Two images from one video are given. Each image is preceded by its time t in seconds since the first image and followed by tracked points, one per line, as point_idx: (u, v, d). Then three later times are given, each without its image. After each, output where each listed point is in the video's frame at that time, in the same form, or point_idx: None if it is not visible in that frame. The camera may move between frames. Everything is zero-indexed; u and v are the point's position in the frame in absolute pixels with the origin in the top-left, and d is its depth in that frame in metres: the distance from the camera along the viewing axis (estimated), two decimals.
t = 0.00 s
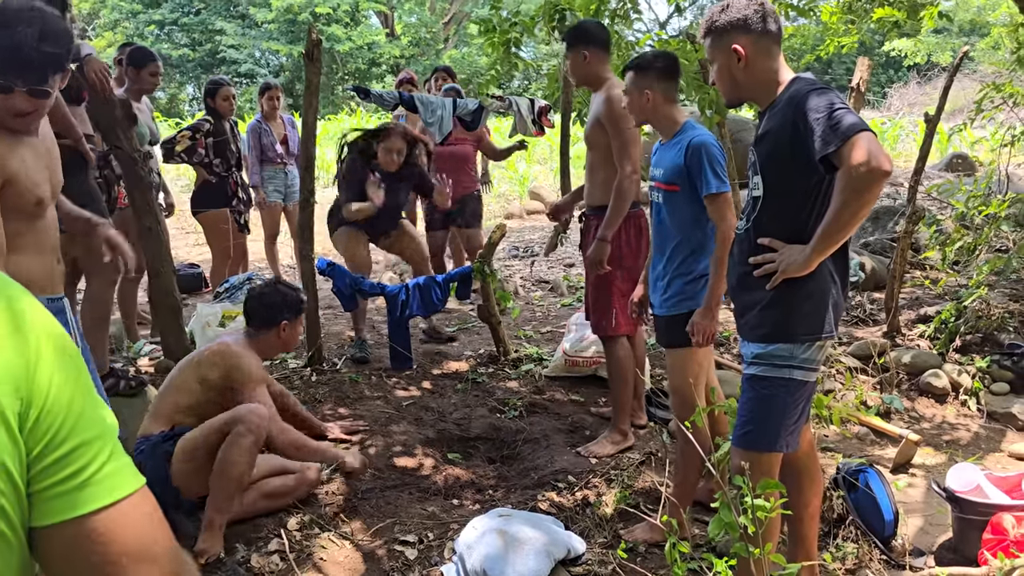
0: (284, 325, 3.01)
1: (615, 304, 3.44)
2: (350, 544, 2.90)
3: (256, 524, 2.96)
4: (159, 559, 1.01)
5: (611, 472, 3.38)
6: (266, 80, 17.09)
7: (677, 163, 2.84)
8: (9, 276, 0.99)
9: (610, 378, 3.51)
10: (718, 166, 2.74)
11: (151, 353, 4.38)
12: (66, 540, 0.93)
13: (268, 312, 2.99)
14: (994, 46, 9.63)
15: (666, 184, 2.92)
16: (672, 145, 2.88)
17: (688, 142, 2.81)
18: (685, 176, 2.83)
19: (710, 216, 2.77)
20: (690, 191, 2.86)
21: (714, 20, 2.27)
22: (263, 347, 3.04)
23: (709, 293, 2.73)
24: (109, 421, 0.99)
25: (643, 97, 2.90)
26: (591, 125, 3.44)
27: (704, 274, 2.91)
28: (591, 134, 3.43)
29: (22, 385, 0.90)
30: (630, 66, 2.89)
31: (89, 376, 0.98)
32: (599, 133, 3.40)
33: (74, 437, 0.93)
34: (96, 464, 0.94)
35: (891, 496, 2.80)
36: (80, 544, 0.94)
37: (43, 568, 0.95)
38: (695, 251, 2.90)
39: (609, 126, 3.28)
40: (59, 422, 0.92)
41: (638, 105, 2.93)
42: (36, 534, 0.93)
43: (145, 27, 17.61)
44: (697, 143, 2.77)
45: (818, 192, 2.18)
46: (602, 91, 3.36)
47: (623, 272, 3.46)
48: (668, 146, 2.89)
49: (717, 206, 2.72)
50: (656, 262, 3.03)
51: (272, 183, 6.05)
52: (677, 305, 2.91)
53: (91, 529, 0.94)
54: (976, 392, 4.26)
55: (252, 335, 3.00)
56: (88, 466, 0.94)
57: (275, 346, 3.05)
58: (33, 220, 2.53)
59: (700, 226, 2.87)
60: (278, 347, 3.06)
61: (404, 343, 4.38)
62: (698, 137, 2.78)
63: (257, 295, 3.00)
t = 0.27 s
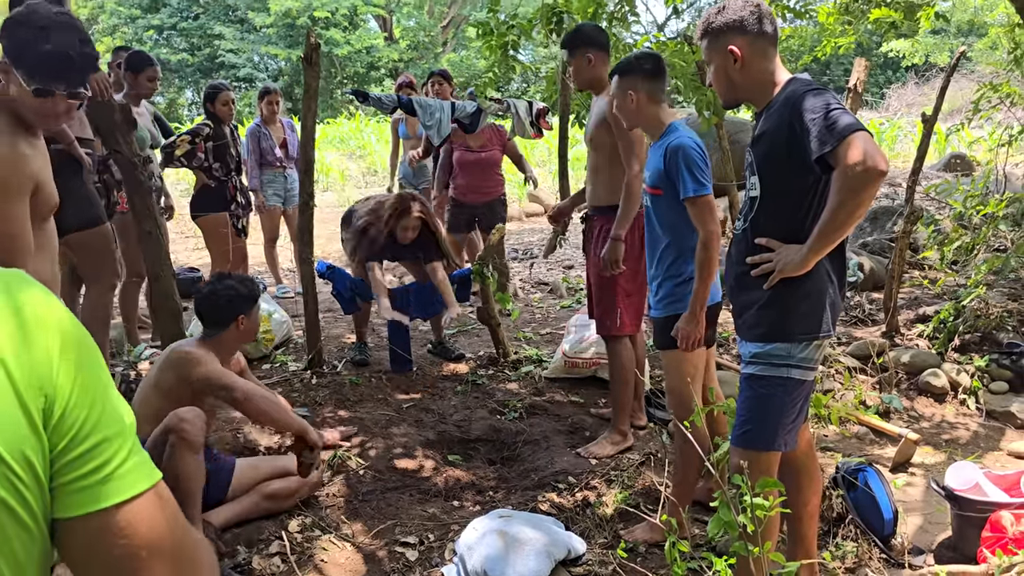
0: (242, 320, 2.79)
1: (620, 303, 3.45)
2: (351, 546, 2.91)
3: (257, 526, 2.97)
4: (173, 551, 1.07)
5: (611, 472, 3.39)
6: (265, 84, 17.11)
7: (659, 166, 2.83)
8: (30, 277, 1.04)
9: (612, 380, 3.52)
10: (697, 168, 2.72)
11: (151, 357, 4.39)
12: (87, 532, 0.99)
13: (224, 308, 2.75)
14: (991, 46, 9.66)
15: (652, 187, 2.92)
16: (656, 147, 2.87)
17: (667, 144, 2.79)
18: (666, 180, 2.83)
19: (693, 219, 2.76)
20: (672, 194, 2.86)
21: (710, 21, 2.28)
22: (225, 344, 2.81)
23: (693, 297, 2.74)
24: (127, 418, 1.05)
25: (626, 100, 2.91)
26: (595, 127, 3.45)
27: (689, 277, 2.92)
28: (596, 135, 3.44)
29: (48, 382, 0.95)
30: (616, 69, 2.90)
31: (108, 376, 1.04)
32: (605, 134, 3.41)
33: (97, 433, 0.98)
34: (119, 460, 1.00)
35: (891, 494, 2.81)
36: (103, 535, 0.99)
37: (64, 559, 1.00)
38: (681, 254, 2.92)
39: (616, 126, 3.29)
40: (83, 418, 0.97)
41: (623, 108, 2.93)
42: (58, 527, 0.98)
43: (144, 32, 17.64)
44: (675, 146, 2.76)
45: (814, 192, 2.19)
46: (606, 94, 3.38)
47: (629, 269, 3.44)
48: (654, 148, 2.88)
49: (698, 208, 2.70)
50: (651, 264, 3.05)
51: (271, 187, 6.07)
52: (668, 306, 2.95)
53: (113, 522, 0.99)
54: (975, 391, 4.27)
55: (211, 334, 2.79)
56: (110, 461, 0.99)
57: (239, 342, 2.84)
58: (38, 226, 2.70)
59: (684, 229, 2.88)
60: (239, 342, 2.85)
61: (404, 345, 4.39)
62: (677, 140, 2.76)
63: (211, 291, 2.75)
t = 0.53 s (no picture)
0: (220, 324, 2.74)
1: (621, 302, 3.45)
2: (353, 549, 2.91)
3: (258, 529, 2.97)
4: (182, 559, 1.08)
5: (612, 475, 3.39)
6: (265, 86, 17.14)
7: (660, 166, 2.83)
8: (44, 283, 1.05)
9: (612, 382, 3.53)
10: (696, 168, 2.70)
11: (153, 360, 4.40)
12: (97, 537, 0.99)
13: (203, 314, 2.71)
14: (991, 46, 9.66)
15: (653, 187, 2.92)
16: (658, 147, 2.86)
17: (667, 145, 2.78)
18: (667, 181, 2.82)
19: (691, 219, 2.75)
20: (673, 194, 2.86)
21: (710, 23, 2.29)
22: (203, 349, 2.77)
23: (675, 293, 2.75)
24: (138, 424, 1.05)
25: (632, 100, 2.90)
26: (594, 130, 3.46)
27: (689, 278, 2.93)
28: (596, 138, 3.45)
29: (60, 386, 0.96)
30: (620, 71, 2.90)
31: (120, 381, 1.05)
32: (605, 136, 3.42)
33: (106, 439, 0.99)
34: (130, 466, 1.00)
35: (892, 496, 2.81)
36: (113, 540, 0.99)
37: (75, 563, 1.00)
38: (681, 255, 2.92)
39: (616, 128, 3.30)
40: (93, 424, 0.98)
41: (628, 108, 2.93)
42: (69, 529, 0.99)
43: (144, 36, 17.66)
44: (674, 146, 2.75)
45: (815, 193, 2.19)
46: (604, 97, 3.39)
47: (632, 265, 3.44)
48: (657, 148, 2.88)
49: (697, 208, 2.70)
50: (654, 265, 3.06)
51: (272, 190, 6.08)
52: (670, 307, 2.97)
53: (122, 529, 1.00)
54: (976, 392, 4.26)
55: (189, 341, 2.74)
56: (120, 468, 0.99)
57: (219, 347, 2.79)
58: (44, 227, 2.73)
59: (685, 230, 2.88)
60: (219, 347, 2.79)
61: (405, 348, 4.39)
62: (677, 140, 2.75)
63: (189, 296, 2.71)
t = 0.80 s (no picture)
0: (217, 325, 2.75)
1: (632, 310, 3.44)
2: (353, 548, 2.91)
3: (259, 529, 2.97)
4: (187, 558, 1.08)
5: (612, 475, 3.39)
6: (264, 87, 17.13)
7: (672, 163, 2.83)
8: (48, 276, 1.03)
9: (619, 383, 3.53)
10: (711, 165, 2.71)
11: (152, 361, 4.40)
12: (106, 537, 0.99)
13: (198, 315, 2.71)
14: (988, 46, 9.67)
15: (664, 184, 2.93)
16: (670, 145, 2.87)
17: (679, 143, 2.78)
18: (679, 177, 2.83)
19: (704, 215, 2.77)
20: (685, 191, 2.86)
21: (710, 23, 2.29)
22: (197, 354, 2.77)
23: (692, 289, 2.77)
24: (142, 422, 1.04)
25: (644, 98, 2.90)
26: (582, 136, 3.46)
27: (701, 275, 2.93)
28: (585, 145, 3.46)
29: (67, 384, 0.95)
30: (630, 70, 2.91)
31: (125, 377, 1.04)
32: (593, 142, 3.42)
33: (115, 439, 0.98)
34: (138, 466, 1.00)
35: (892, 495, 2.81)
36: (121, 541, 0.99)
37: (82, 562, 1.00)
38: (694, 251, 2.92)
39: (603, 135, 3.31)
40: (102, 422, 0.97)
41: (641, 106, 2.92)
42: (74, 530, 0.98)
43: (142, 37, 17.65)
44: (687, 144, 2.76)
45: (815, 192, 2.19)
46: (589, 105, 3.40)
47: (639, 272, 3.43)
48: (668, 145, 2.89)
49: (709, 205, 2.72)
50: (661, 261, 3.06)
51: (272, 191, 6.08)
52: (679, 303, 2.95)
53: (131, 529, 1.00)
54: (975, 391, 4.26)
55: (185, 343, 2.73)
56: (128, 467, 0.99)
57: (214, 350, 2.79)
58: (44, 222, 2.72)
59: (696, 226, 2.89)
60: (211, 350, 2.79)
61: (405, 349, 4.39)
62: (689, 138, 2.76)
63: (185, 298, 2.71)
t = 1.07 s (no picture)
0: (218, 326, 2.74)
1: (622, 312, 3.48)
2: (351, 548, 2.91)
3: (257, 528, 2.97)
4: (189, 554, 1.08)
5: (610, 474, 3.39)
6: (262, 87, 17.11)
7: (678, 162, 2.84)
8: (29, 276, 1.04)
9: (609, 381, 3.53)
10: (717, 166, 2.74)
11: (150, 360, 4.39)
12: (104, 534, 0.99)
13: (201, 314, 2.70)
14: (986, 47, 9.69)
15: (668, 184, 2.93)
16: (676, 144, 2.88)
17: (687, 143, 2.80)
18: (684, 177, 2.84)
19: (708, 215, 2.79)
20: (690, 191, 2.87)
21: (708, 22, 2.29)
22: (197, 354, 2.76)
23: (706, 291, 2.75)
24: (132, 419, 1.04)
25: (652, 97, 2.90)
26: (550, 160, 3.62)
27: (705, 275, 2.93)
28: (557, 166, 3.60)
29: (45, 385, 0.94)
30: (635, 69, 2.90)
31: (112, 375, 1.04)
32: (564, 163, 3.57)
33: (108, 437, 0.98)
34: (130, 466, 1.00)
35: (891, 494, 2.80)
36: (121, 542, 1.00)
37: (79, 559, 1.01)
38: (699, 252, 2.93)
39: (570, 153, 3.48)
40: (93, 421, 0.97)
41: (648, 105, 2.92)
42: (68, 534, 0.99)
43: (140, 36, 17.63)
44: (695, 144, 2.77)
45: (813, 192, 2.19)
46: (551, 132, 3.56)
47: (634, 278, 3.49)
48: (673, 145, 2.90)
49: (715, 206, 2.74)
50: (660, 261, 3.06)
51: (271, 190, 6.07)
52: (682, 304, 2.94)
53: (131, 526, 1.00)
54: (973, 390, 4.26)
55: (185, 343, 2.73)
56: (122, 465, 0.99)
57: (213, 350, 2.79)
58: (40, 218, 2.71)
59: (699, 226, 2.91)
60: (211, 350, 2.78)
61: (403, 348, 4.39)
62: (697, 138, 2.78)
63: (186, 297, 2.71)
